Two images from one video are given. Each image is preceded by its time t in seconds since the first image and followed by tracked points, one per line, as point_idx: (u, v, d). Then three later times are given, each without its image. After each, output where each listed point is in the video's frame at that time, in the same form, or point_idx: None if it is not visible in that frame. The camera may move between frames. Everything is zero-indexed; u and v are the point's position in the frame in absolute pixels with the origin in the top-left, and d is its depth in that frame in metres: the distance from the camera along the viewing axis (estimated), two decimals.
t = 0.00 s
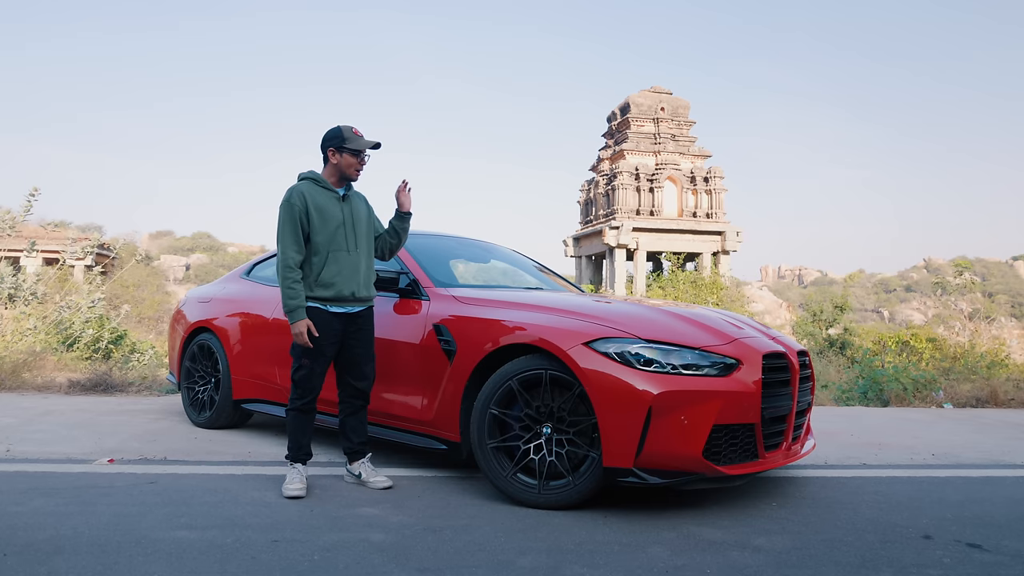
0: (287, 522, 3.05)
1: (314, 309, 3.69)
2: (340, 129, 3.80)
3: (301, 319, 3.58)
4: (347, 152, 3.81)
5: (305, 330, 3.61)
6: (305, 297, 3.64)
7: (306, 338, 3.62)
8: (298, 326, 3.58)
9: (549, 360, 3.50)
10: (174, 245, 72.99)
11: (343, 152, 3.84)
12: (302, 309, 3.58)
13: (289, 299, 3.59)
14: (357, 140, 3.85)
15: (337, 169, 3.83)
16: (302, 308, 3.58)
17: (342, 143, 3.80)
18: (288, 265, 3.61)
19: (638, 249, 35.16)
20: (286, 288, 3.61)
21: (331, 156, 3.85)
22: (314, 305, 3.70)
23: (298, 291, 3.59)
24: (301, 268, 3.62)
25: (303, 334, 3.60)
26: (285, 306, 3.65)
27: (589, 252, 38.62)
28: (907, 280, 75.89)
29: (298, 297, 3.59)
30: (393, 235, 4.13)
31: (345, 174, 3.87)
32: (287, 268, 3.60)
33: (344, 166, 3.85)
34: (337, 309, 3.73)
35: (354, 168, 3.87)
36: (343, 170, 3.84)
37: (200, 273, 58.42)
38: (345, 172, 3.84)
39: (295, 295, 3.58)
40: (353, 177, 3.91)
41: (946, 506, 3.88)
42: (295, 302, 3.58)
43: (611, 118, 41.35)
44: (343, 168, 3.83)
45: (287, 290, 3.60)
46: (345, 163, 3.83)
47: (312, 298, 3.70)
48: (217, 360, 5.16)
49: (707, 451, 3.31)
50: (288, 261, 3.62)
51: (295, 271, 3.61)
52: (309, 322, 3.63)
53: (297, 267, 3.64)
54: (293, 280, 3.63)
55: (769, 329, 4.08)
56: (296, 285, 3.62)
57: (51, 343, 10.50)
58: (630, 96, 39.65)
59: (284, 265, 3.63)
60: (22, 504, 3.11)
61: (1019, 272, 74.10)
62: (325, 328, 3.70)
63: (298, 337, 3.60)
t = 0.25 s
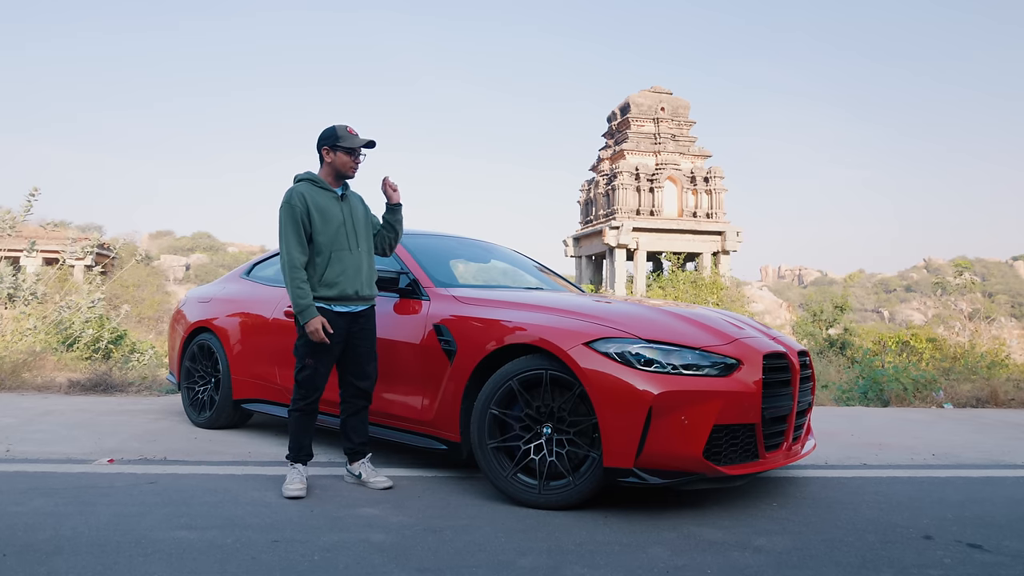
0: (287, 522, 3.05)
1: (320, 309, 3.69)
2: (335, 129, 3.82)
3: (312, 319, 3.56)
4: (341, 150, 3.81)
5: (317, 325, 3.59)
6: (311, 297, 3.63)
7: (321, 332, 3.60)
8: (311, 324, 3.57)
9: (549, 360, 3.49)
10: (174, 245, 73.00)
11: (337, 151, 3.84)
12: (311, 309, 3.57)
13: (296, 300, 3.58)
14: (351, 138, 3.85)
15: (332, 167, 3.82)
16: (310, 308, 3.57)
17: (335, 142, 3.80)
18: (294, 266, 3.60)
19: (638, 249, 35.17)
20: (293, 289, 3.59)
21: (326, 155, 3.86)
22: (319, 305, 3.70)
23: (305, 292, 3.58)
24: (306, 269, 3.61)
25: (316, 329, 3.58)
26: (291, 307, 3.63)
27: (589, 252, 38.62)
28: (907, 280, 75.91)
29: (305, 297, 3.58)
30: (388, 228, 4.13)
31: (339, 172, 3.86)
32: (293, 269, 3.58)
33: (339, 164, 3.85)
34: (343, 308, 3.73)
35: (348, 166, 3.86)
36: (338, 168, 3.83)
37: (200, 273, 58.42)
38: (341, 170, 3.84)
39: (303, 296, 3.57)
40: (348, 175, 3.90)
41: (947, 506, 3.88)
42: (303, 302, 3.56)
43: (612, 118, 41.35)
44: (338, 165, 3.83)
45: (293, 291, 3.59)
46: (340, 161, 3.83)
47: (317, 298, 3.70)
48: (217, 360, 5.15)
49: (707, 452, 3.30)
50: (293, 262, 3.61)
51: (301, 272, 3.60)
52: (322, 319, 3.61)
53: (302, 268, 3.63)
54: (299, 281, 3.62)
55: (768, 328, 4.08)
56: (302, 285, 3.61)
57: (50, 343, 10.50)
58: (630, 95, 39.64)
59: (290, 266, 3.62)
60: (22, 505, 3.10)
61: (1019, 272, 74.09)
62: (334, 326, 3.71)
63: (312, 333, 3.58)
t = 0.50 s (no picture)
0: (287, 523, 3.05)
1: (320, 309, 3.68)
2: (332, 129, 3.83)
3: (312, 319, 3.56)
4: (334, 146, 3.81)
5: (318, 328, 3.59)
6: (312, 298, 3.63)
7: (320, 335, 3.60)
8: (310, 325, 3.56)
9: (550, 360, 3.49)
10: (174, 245, 73.09)
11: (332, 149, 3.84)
12: (312, 309, 3.56)
13: (297, 300, 3.57)
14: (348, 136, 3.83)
15: (326, 165, 3.82)
16: (311, 308, 3.56)
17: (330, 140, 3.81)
18: (295, 266, 3.60)
19: (638, 249, 35.16)
20: (294, 289, 3.59)
21: (324, 154, 3.87)
22: (319, 305, 3.69)
23: (305, 292, 3.58)
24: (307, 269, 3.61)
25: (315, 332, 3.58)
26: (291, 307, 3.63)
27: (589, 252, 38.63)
28: (907, 280, 75.94)
29: (305, 297, 3.57)
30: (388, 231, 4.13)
31: (336, 170, 3.85)
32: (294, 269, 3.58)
33: (334, 161, 3.84)
34: (343, 308, 3.73)
35: (343, 162, 3.84)
36: (332, 165, 3.83)
37: (200, 273, 58.41)
38: (333, 166, 3.82)
39: (303, 296, 3.57)
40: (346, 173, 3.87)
41: (947, 506, 3.88)
42: (303, 302, 3.56)
43: (612, 118, 41.36)
44: (331, 162, 3.82)
45: (293, 291, 3.59)
46: (334, 158, 3.82)
47: (318, 298, 3.70)
48: (217, 360, 5.15)
49: (708, 452, 3.30)
50: (294, 262, 3.61)
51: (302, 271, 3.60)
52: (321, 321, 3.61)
53: (303, 267, 3.62)
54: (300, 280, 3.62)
55: (768, 328, 4.08)
56: (303, 285, 3.60)
57: (50, 343, 10.51)
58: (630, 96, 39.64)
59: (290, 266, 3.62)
60: (22, 505, 3.10)
61: (1018, 272, 74.11)
62: (334, 327, 3.70)
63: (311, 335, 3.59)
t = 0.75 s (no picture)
0: (287, 523, 3.05)
1: (316, 309, 3.68)
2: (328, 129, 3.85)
3: (302, 319, 3.57)
4: (330, 146, 3.82)
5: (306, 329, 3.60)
6: (306, 297, 3.64)
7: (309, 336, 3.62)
8: (298, 325, 3.57)
9: (550, 360, 3.49)
10: (173, 245, 73.07)
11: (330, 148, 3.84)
12: (303, 309, 3.57)
13: (290, 300, 3.59)
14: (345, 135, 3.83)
15: (324, 165, 3.84)
16: (303, 308, 3.57)
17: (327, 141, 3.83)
18: (289, 265, 3.61)
19: (638, 249, 35.16)
20: (288, 289, 3.60)
21: (324, 154, 3.89)
22: (315, 305, 3.69)
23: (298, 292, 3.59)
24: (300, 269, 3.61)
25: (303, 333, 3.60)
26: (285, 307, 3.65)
27: (589, 252, 38.62)
28: (906, 280, 75.97)
29: (297, 297, 3.58)
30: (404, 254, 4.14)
31: (334, 170, 3.86)
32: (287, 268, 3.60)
33: (331, 161, 3.85)
34: (339, 308, 3.72)
35: (340, 161, 3.84)
36: (329, 165, 3.84)
37: (200, 273, 58.39)
38: (330, 166, 3.83)
39: (295, 295, 3.58)
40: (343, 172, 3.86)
41: (948, 506, 3.87)
42: (295, 302, 3.58)
43: (612, 118, 41.33)
44: (328, 162, 3.84)
45: (287, 291, 3.60)
46: (330, 158, 3.83)
47: (314, 298, 3.70)
48: (218, 360, 5.15)
49: (708, 452, 3.30)
50: (288, 261, 3.62)
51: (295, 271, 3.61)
52: (310, 321, 3.62)
53: (297, 267, 3.64)
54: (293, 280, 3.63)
55: (771, 329, 4.07)
56: (297, 285, 3.61)
57: (51, 343, 10.50)
58: (630, 96, 39.62)
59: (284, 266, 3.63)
60: (22, 505, 3.10)
61: (1018, 272, 74.10)
62: (328, 327, 3.69)
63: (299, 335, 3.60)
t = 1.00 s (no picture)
0: (288, 523, 3.04)
1: (313, 309, 3.68)
2: (332, 129, 3.85)
3: (296, 318, 3.58)
4: (333, 146, 3.81)
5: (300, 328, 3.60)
6: (303, 297, 3.65)
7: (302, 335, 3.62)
8: (293, 324, 3.58)
9: (551, 360, 3.49)
10: (173, 245, 73.05)
11: (333, 149, 3.83)
12: (298, 308, 3.59)
13: (285, 299, 3.61)
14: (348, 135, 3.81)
15: (327, 165, 3.84)
16: (298, 307, 3.58)
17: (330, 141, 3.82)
18: (286, 264, 3.62)
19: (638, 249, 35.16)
20: (285, 288, 3.62)
21: (327, 154, 3.89)
22: (312, 305, 3.69)
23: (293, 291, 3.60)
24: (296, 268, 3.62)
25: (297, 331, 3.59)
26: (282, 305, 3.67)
27: (589, 252, 38.62)
28: (906, 280, 76.00)
29: (293, 296, 3.59)
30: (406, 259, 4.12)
31: (336, 171, 3.85)
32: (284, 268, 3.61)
33: (334, 161, 3.84)
34: (336, 309, 3.71)
35: (342, 162, 3.83)
36: (331, 165, 3.83)
37: (200, 273, 58.38)
38: (332, 166, 3.83)
39: (291, 294, 3.59)
40: (346, 173, 3.86)
41: (948, 506, 3.87)
42: (291, 301, 3.59)
43: (612, 118, 41.32)
44: (330, 162, 3.83)
45: (284, 290, 3.62)
46: (333, 158, 3.82)
47: (311, 298, 3.70)
48: (218, 361, 5.14)
49: (709, 452, 3.30)
50: (285, 260, 3.63)
51: (292, 270, 3.62)
52: (304, 320, 3.62)
53: (295, 266, 3.65)
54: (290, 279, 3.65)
55: (773, 330, 4.05)
56: (293, 284, 3.63)
57: (51, 343, 10.51)
58: (630, 96, 39.61)
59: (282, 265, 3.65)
60: (22, 506, 3.10)
61: (1018, 272, 74.12)
62: (326, 327, 3.68)
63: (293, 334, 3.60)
